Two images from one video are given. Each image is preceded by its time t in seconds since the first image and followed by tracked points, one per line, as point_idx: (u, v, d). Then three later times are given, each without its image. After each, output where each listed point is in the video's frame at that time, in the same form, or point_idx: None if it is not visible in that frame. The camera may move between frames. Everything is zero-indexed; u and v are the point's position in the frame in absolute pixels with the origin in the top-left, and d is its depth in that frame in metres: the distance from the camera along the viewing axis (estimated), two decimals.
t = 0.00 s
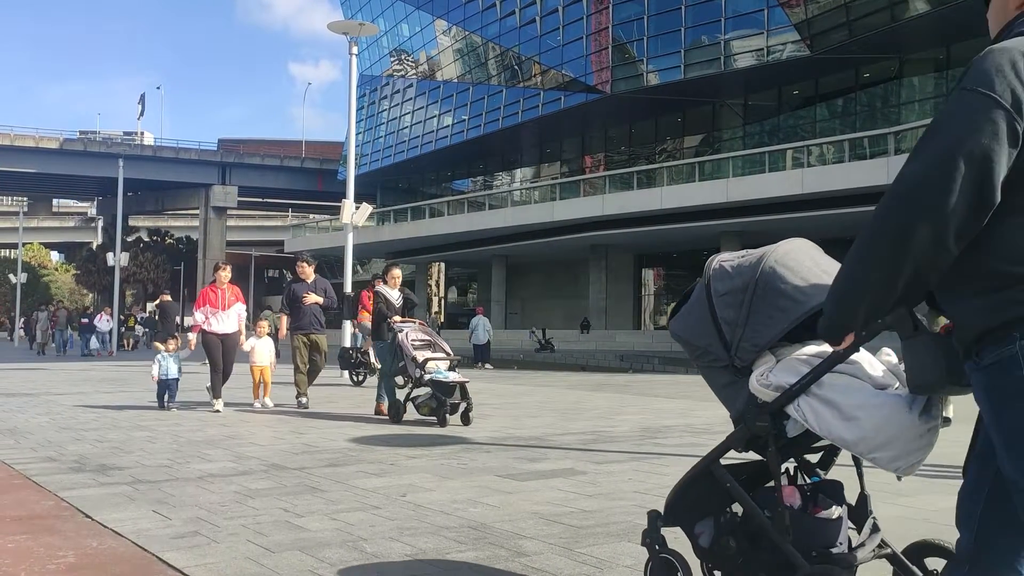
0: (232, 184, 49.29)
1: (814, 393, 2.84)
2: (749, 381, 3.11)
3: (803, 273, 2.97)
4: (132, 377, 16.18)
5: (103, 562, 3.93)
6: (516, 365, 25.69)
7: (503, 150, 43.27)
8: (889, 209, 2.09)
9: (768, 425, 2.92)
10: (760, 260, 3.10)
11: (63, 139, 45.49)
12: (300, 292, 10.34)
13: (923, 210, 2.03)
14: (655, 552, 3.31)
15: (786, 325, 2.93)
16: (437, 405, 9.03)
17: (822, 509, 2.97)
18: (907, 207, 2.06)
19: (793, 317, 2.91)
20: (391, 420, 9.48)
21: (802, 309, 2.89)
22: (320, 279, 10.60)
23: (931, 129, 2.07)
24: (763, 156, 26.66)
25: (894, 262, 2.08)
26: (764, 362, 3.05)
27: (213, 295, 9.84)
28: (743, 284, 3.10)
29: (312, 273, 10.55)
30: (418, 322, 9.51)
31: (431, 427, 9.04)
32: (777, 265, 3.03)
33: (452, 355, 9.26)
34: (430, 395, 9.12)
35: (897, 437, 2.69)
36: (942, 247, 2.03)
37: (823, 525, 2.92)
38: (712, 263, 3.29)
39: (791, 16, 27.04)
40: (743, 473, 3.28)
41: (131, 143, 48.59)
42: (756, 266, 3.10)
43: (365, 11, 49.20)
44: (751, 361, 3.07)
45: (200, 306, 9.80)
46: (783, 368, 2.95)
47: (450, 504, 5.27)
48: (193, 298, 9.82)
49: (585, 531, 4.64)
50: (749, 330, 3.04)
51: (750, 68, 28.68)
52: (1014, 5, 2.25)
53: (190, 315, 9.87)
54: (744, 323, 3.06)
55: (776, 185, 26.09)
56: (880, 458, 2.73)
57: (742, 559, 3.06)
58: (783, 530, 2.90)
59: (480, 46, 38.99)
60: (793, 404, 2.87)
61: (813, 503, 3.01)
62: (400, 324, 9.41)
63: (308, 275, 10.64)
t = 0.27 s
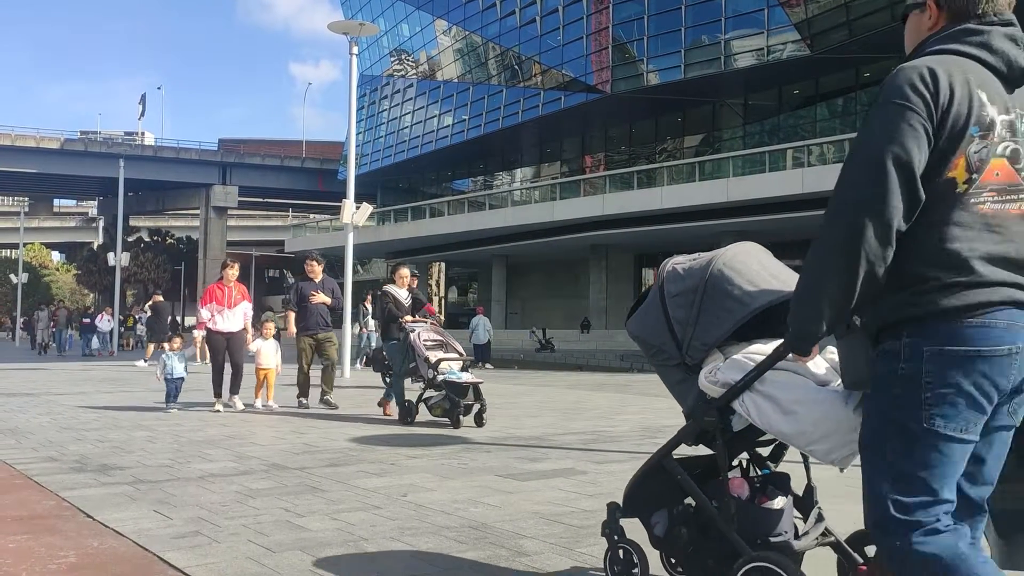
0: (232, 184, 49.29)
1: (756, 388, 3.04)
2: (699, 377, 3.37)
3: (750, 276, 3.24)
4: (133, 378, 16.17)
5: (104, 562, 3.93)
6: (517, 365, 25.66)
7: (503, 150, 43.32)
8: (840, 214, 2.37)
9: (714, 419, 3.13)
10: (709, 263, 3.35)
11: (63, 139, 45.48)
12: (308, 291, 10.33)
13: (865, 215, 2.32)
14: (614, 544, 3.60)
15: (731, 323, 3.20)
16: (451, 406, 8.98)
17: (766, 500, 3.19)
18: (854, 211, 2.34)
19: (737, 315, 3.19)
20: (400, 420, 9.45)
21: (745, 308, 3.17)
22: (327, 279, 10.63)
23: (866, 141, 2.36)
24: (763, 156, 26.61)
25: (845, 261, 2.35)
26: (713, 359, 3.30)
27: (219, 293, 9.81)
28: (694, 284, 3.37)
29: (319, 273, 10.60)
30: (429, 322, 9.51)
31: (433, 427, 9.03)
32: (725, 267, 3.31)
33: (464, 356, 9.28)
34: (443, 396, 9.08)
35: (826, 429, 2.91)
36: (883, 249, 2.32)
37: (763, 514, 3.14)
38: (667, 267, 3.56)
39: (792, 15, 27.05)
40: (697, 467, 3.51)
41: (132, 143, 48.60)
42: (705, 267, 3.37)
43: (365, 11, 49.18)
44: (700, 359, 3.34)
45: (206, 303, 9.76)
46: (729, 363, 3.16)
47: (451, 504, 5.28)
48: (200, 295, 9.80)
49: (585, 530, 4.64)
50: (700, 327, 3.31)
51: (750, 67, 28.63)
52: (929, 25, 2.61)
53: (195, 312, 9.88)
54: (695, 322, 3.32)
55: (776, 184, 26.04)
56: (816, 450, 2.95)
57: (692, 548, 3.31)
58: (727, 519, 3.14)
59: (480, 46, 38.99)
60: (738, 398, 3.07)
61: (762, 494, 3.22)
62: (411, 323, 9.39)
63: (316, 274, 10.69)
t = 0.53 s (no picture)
0: (232, 184, 49.29)
1: (712, 386, 3.25)
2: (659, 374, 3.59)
3: (708, 277, 3.47)
4: (133, 378, 16.15)
5: (105, 562, 3.93)
6: (517, 365, 25.64)
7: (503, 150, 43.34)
8: (796, 215, 2.39)
9: (674, 414, 3.38)
10: (670, 265, 3.60)
11: (64, 139, 45.50)
12: (318, 294, 10.36)
13: (821, 218, 2.35)
14: (582, 534, 3.81)
15: (689, 322, 3.44)
16: (463, 408, 8.95)
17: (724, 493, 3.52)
18: (811, 215, 2.36)
19: (695, 315, 3.42)
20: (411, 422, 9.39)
21: (703, 307, 3.40)
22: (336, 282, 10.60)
23: (820, 146, 2.40)
24: (763, 155, 26.53)
25: (801, 263, 2.37)
26: (673, 357, 3.54)
27: (226, 294, 9.85)
28: (656, 285, 3.61)
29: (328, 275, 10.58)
30: (440, 323, 9.46)
31: (433, 427, 9.03)
32: (685, 269, 3.54)
33: (475, 356, 9.27)
34: (455, 397, 9.05)
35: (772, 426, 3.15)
36: (836, 252, 2.36)
37: (721, 506, 3.44)
38: (630, 268, 3.80)
39: (793, 15, 27.08)
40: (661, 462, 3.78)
41: (132, 143, 48.59)
42: (666, 270, 3.61)
43: (365, 10, 49.17)
44: (662, 356, 3.57)
45: (212, 304, 9.83)
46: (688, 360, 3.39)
47: (451, 503, 5.27)
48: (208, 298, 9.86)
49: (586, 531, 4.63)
50: (661, 327, 3.54)
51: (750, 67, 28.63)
52: (866, 38, 2.69)
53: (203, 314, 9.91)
54: (656, 322, 3.56)
55: (776, 184, 25.97)
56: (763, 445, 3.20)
57: (654, 537, 3.64)
58: (688, 510, 3.44)
59: (480, 46, 38.98)
60: (695, 396, 3.31)
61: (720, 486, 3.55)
62: (421, 323, 9.35)
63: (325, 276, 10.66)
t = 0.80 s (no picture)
0: (233, 184, 49.25)
1: (671, 381, 3.45)
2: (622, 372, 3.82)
3: (668, 279, 3.66)
4: (133, 378, 16.10)
5: (105, 562, 3.92)
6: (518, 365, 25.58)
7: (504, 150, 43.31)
8: (744, 229, 2.50)
9: (635, 411, 3.61)
10: (633, 266, 3.80)
11: (64, 139, 45.47)
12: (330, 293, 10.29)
13: (765, 232, 2.47)
14: (551, 527, 3.95)
15: (648, 322, 3.65)
16: (475, 409, 8.89)
17: (686, 485, 3.73)
18: (756, 233, 2.47)
19: (654, 315, 3.62)
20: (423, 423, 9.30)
21: (661, 308, 3.60)
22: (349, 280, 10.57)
23: (763, 166, 2.51)
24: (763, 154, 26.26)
25: (748, 275, 2.48)
26: (636, 356, 3.75)
27: (235, 293, 9.77)
28: (620, 287, 3.82)
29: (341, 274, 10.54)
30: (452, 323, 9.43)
31: (432, 427, 9.01)
32: (647, 270, 3.74)
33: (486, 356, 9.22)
34: (467, 398, 8.99)
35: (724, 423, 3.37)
36: (780, 263, 2.47)
37: (683, 496, 3.66)
38: (597, 271, 4.02)
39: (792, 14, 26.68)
40: (625, 458, 4.01)
41: (132, 143, 48.55)
42: (630, 271, 3.81)
43: (365, 10, 49.12)
44: (625, 354, 3.78)
45: (222, 303, 9.73)
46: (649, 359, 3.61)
47: (452, 503, 5.26)
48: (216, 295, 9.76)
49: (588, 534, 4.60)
50: (624, 327, 3.76)
51: (751, 66, 28.59)
52: (805, 57, 2.81)
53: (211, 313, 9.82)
54: (620, 322, 3.78)
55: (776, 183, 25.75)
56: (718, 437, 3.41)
57: (618, 528, 3.85)
58: (647, 500, 3.66)
59: (481, 45, 38.93)
60: (654, 393, 3.51)
61: (683, 479, 3.77)
62: (433, 323, 9.33)
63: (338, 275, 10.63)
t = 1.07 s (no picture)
0: (233, 183, 49.23)
1: (627, 379, 3.59)
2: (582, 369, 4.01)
3: (625, 280, 3.85)
4: (133, 377, 16.08)
5: (106, 561, 3.92)
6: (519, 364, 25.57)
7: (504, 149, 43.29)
8: (665, 245, 2.61)
9: (593, 405, 3.80)
10: (593, 268, 3.98)
11: (64, 139, 45.44)
12: (339, 290, 10.27)
13: (684, 247, 2.57)
14: (515, 516, 4.08)
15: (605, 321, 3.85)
16: (490, 410, 8.76)
17: (641, 477, 3.91)
18: (675, 250, 2.59)
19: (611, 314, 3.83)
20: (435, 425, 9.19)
21: (617, 307, 3.81)
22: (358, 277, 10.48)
23: (680, 187, 2.63)
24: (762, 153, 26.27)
25: (670, 288, 2.59)
26: (595, 354, 3.94)
27: (243, 290, 9.71)
28: (580, 288, 4.01)
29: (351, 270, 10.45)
30: (463, 322, 9.46)
31: (432, 427, 9.01)
32: (606, 272, 3.93)
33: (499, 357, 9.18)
34: (481, 399, 8.88)
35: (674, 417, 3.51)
36: (700, 276, 2.58)
37: (637, 488, 3.83)
38: (559, 270, 4.21)
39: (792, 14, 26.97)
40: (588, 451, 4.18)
41: (132, 143, 48.52)
42: (589, 272, 4.00)
43: (365, 9, 49.06)
44: (585, 352, 3.98)
45: (229, 299, 9.65)
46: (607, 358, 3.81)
47: (452, 503, 5.26)
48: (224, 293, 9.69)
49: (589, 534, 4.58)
50: (584, 326, 3.96)
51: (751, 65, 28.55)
52: (729, 79, 2.91)
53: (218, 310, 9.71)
54: (579, 321, 3.99)
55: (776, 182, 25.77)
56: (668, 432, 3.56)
57: (576, 518, 4.01)
58: (602, 490, 3.83)
59: (481, 44, 38.89)
60: (612, 389, 3.66)
61: (639, 472, 3.93)
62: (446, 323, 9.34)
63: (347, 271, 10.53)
